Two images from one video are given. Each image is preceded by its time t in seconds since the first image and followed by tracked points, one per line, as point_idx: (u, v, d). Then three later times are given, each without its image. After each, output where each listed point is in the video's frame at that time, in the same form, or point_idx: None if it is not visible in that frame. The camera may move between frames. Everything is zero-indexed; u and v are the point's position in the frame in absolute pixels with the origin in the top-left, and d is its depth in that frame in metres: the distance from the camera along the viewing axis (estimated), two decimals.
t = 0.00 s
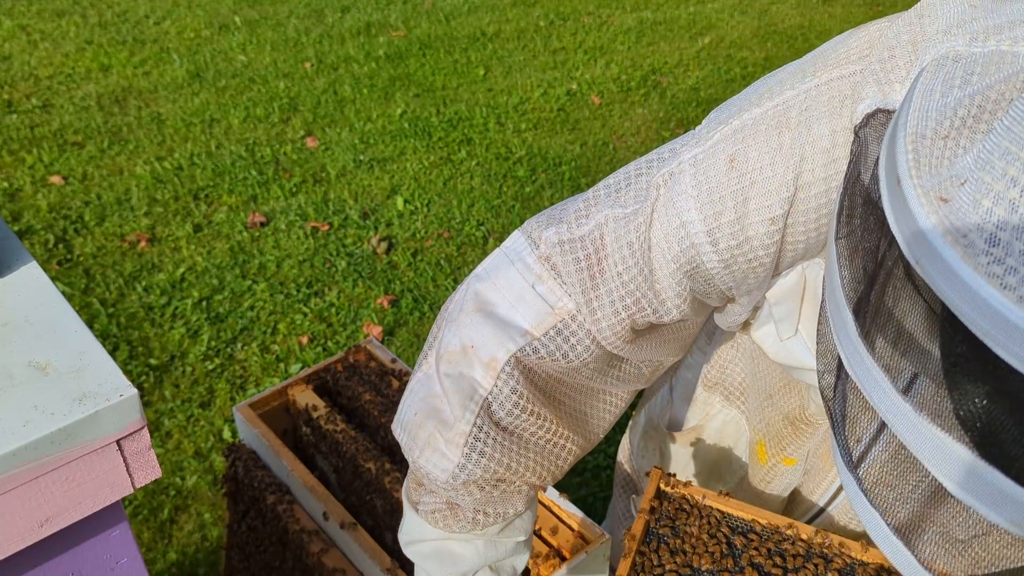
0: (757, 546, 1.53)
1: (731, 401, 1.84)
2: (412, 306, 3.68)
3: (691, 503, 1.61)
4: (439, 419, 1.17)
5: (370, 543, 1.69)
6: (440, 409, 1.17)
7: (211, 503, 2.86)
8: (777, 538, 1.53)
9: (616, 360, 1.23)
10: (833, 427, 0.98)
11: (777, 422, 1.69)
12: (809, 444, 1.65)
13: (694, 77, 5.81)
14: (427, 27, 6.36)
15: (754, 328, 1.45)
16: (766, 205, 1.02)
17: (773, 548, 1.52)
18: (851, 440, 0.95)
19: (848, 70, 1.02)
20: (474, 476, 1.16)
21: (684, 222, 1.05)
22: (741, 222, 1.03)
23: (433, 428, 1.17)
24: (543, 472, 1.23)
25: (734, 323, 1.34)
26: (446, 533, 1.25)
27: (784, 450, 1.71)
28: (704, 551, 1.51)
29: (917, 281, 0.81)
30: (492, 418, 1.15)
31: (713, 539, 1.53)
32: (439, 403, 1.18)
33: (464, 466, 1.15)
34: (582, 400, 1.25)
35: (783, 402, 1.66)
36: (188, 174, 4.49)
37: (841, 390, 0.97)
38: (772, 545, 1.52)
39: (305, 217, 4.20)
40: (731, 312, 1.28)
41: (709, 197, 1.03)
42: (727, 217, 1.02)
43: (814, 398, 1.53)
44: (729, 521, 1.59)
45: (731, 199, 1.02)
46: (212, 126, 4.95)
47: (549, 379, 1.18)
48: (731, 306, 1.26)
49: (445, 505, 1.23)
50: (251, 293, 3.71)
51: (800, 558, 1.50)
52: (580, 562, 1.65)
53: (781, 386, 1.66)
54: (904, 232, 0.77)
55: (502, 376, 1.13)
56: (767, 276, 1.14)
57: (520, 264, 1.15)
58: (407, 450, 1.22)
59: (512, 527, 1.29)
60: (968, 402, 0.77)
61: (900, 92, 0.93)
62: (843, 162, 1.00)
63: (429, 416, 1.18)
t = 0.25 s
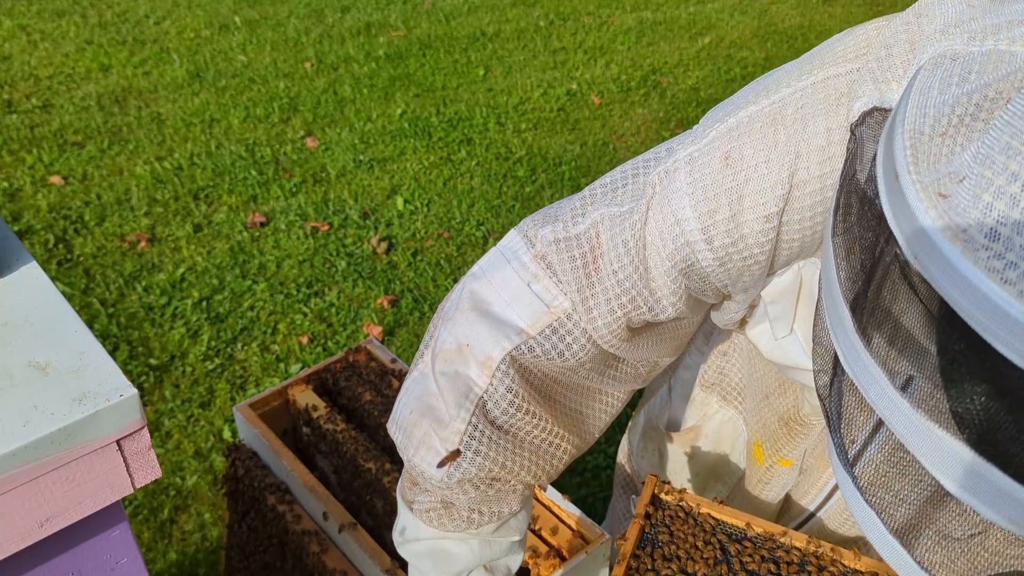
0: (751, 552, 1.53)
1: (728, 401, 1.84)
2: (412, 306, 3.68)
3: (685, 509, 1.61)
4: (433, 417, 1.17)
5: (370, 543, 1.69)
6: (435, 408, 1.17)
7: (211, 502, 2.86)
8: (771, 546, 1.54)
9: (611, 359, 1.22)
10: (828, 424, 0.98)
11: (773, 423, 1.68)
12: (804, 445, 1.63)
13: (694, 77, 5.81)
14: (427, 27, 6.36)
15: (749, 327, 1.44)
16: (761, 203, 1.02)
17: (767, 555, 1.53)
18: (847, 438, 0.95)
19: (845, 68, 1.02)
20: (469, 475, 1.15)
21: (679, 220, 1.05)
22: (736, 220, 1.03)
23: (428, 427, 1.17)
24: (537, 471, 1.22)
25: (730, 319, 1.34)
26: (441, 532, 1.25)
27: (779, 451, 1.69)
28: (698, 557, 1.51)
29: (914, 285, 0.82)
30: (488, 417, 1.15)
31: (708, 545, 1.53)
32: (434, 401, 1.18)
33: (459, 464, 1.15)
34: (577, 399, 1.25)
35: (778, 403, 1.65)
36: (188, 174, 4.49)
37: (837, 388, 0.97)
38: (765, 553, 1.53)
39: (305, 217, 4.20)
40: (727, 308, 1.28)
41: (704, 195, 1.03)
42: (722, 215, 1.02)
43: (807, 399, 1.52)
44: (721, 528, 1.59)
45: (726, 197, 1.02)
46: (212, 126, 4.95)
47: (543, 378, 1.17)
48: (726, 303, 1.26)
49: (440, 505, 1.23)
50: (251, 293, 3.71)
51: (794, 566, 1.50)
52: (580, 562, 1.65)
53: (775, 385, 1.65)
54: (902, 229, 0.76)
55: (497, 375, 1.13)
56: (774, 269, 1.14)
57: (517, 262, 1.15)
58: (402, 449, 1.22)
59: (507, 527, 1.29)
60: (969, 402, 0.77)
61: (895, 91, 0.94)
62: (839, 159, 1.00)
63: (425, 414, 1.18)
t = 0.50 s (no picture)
0: (745, 556, 1.54)
1: (726, 401, 1.83)
2: (412, 306, 3.68)
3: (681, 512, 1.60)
4: (429, 417, 1.17)
5: (370, 543, 1.69)
6: (431, 407, 1.17)
7: (211, 502, 2.86)
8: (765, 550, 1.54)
9: (607, 359, 1.22)
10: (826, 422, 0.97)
11: (768, 424, 1.68)
12: (796, 447, 1.62)
13: (694, 77, 5.81)
14: (427, 27, 6.36)
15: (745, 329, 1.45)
16: (759, 200, 1.01)
17: (761, 559, 1.53)
18: (844, 437, 0.94)
19: (843, 66, 1.02)
20: (464, 474, 1.15)
21: (676, 218, 1.05)
22: (733, 217, 1.02)
23: (423, 426, 1.17)
24: (532, 471, 1.22)
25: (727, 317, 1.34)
26: (437, 531, 1.25)
27: (774, 452, 1.68)
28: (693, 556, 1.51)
29: (914, 288, 0.82)
30: (484, 416, 1.15)
31: (703, 548, 1.53)
32: (429, 401, 1.18)
33: (455, 463, 1.15)
34: (573, 398, 1.24)
35: (773, 403, 1.65)
36: (188, 174, 4.49)
37: (834, 387, 0.97)
38: (759, 558, 1.53)
39: (305, 217, 4.20)
40: (723, 306, 1.28)
41: (701, 193, 1.03)
42: (719, 212, 1.02)
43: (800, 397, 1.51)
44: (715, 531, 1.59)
45: (724, 194, 1.02)
46: (212, 126, 4.95)
47: (537, 378, 1.17)
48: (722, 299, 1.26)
49: (437, 505, 1.22)
50: (251, 293, 3.71)
51: (788, 569, 1.50)
52: (579, 561, 1.65)
53: (771, 384, 1.65)
54: (902, 224, 0.76)
55: (492, 374, 1.13)
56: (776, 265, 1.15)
57: (515, 261, 1.16)
58: (398, 449, 1.22)
59: (501, 527, 1.28)
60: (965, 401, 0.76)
61: (895, 88, 0.95)
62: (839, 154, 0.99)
63: (420, 413, 1.18)
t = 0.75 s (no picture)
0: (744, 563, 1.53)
1: (725, 402, 1.83)
2: (412, 306, 3.68)
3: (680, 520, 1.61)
4: (427, 419, 1.17)
5: (370, 544, 1.69)
6: (430, 409, 1.17)
7: (211, 502, 2.86)
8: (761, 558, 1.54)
9: (605, 360, 1.22)
10: (816, 420, 0.97)
11: (766, 424, 1.68)
12: (793, 448, 1.62)
13: (694, 77, 5.81)
14: (427, 27, 6.36)
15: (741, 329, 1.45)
16: (755, 200, 1.01)
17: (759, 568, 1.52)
18: (835, 437, 0.94)
19: (839, 64, 1.02)
20: (463, 476, 1.15)
21: (672, 218, 1.05)
22: (729, 217, 1.02)
23: (422, 428, 1.17)
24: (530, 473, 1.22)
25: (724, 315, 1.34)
26: (435, 533, 1.24)
27: (771, 453, 1.68)
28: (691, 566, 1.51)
29: (906, 288, 0.84)
30: (481, 418, 1.15)
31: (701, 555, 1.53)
32: (428, 403, 1.18)
33: (453, 465, 1.14)
34: (571, 398, 1.24)
35: (771, 404, 1.65)
36: (188, 174, 4.49)
37: (825, 384, 0.96)
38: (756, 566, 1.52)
39: (305, 217, 4.20)
40: (721, 304, 1.28)
41: (697, 193, 1.03)
42: (716, 212, 1.02)
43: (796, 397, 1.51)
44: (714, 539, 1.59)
45: (720, 193, 1.02)
46: (212, 126, 4.95)
47: (535, 378, 1.17)
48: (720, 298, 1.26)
49: (435, 507, 1.22)
50: (251, 293, 3.71)
51: None
52: (579, 561, 1.65)
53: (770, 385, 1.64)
54: (897, 223, 0.76)
55: (490, 375, 1.13)
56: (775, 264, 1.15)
57: (513, 262, 1.16)
58: (397, 452, 1.22)
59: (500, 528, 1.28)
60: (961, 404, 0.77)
61: (890, 87, 0.93)
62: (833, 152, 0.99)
63: (419, 415, 1.18)
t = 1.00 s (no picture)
0: None
1: (723, 401, 1.82)
2: (412, 306, 3.68)
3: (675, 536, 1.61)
4: (425, 417, 1.17)
5: (370, 544, 1.69)
6: (427, 406, 1.18)
7: (211, 502, 2.86)
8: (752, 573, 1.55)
9: (603, 357, 1.22)
10: (809, 415, 0.97)
11: (763, 423, 1.67)
12: (791, 447, 1.62)
13: (694, 77, 5.81)
14: (427, 27, 6.36)
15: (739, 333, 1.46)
16: (751, 197, 1.01)
17: None
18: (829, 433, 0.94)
19: (837, 62, 1.03)
20: (460, 474, 1.15)
21: (669, 215, 1.04)
22: (726, 214, 1.02)
23: (419, 425, 1.17)
24: (528, 470, 1.22)
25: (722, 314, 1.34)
26: (432, 531, 1.24)
27: (768, 452, 1.67)
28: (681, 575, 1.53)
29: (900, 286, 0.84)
30: (479, 415, 1.15)
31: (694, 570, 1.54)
32: (425, 400, 1.18)
33: (451, 463, 1.15)
34: (569, 396, 1.24)
35: (769, 402, 1.65)
36: (188, 174, 4.49)
37: (818, 378, 0.97)
38: None
39: (305, 217, 4.20)
40: (719, 303, 1.28)
41: (694, 189, 1.03)
42: (712, 209, 1.02)
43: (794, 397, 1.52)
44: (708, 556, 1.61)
45: (716, 190, 1.02)
46: (212, 126, 4.95)
47: (533, 376, 1.17)
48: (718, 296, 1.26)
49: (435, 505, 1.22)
50: (251, 293, 3.71)
51: None
52: (580, 561, 1.65)
53: (767, 383, 1.64)
54: (893, 217, 0.76)
55: (487, 373, 1.13)
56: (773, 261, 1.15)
57: (511, 260, 1.16)
58: (393, 449, 1.22)
59: (497, 529, 1.28)
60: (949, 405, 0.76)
61: (887, 84, 0.93)
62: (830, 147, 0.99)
63: (416, 411, 1.18)
